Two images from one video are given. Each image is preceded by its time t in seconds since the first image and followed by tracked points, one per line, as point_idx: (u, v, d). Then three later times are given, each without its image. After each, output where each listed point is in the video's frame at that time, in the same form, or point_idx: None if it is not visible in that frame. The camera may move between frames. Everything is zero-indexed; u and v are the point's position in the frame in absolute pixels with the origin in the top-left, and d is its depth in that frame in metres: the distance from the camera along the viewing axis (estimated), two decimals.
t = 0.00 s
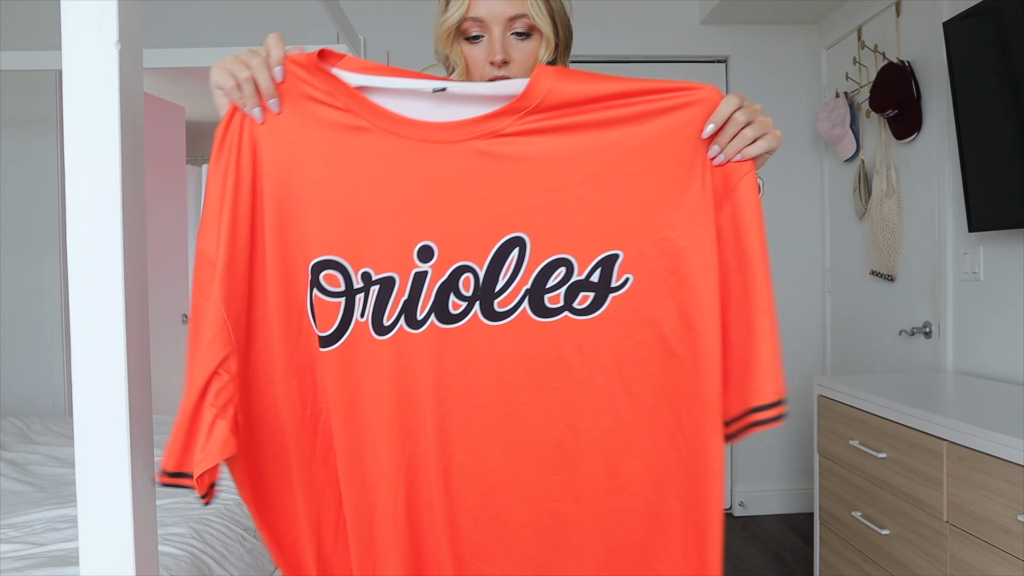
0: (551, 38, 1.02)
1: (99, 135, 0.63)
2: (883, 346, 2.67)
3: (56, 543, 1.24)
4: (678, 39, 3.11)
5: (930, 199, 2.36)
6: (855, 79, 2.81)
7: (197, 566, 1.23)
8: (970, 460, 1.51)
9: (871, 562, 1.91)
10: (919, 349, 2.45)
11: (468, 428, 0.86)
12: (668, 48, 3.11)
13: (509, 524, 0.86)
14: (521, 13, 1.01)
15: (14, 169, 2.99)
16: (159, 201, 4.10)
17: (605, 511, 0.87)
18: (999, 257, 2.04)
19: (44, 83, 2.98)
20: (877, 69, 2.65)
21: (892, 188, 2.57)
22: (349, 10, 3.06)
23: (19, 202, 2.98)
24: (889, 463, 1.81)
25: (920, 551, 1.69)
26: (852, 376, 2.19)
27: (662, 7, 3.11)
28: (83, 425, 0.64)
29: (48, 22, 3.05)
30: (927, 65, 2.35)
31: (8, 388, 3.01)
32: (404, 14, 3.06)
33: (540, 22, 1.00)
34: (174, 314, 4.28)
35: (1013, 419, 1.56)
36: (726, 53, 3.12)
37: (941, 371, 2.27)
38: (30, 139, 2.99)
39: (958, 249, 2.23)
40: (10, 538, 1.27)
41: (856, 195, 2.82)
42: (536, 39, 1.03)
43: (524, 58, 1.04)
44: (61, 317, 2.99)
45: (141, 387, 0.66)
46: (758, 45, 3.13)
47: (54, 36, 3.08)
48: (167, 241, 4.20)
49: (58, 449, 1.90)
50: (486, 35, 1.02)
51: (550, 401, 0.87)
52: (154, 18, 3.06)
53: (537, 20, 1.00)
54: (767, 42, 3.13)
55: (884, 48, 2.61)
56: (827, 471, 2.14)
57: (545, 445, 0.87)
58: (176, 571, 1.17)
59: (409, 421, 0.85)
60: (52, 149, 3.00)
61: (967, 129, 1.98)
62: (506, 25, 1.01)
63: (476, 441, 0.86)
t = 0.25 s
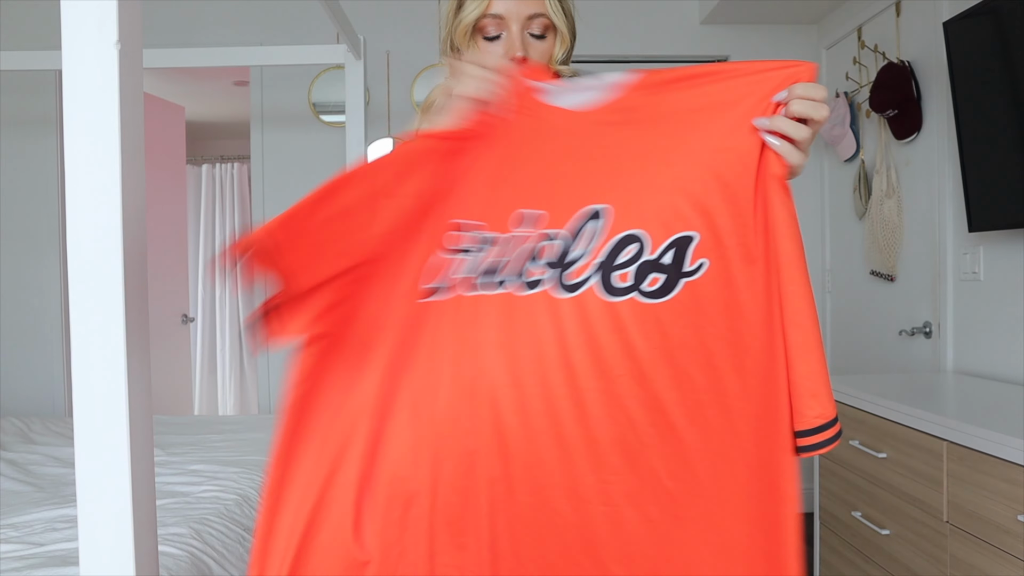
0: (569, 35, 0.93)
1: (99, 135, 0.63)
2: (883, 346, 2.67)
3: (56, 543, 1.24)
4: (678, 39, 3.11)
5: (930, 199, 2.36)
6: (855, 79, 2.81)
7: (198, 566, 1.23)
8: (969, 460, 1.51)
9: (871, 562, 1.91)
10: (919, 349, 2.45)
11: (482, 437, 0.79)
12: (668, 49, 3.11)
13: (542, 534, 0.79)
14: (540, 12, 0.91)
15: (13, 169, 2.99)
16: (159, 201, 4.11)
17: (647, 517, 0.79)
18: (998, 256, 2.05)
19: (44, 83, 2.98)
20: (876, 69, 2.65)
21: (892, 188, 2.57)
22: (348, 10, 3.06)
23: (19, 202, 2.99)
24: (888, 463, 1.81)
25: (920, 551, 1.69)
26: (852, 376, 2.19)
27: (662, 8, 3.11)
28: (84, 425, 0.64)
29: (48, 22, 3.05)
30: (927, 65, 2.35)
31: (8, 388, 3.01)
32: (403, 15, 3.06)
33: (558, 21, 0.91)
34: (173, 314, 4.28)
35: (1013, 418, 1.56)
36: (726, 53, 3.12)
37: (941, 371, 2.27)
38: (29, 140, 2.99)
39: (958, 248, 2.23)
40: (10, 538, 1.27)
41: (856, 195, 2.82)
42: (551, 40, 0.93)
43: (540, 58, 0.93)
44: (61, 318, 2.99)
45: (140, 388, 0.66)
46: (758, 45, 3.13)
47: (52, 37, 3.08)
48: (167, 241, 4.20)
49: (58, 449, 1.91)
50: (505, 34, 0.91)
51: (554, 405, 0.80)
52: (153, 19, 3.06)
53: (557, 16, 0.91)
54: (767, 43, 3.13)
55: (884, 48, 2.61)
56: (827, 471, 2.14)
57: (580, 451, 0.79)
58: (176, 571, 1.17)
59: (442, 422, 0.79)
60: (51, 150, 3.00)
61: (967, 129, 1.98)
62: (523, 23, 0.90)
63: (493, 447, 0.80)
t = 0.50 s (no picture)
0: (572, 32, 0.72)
1: (98, 134, 0.63)
2: (883, 346, 2.67)
3: (56, 543, 1.24)
4: (678, 39, 3.11)
5: (930, 199, 2.36)
6: (855, 79, 2.81)
7: (197, 566, 1.23)
8: (970, 460, 1.51)
9: (871, 562, 1.91)
10: (919, 349, 2.44)
11: (556, 459, 0.43)
12: (668, 49, 3.11)
13: None
14: (539, 11, 0.71)
15: (13, 169, 2.99)
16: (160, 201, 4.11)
17: None
18: (999, 256, 2.05)
19: (44, 83, 2.97)
20: (876, 68, 2.65)
21: (892, 188, 2.57)
22: (348, 10, 3.06)
23: (19, 201, 2.99)
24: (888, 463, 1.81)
25: (920, 551, 1.69)
26: (851, 376, 2.19)
27: (662, 8, 3.11)
28: (84, 424, 0.64)
29: (48, 22, 3.05)
30: (927, 65, 2.35)
31: (8, 388, 3.01)
32: (403, 14, 3.06)
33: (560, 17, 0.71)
34: (174, 314, 4.28)
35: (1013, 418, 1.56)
36: (726, 53, 3.12)
37: (941, 371, 2.27)
38: (30, 140, 2.99)
39: (958, 248, 2.23)
40: (10, 538, 1.27)
41: (856, 195, 2.82)
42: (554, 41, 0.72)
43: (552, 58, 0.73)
44: (61, 318, 2.99)
45: (141, 388, 0.66)
46: (758, 45, 3.13)
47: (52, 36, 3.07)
48: (168, 240, 4.21)
49: (58, 449, 1.90)
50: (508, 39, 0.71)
51: (651, 415, 0.41)
52: (153, 19, 3.06)
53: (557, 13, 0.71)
54: (767, 43, 3.13)
55: (884, 48, 2.61)
56: (827, 471, 2.13)
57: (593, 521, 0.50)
58: (176, 571, 1.17)
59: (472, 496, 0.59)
60: (51, 150, 3.00)
61: (967, 129, 1.98)
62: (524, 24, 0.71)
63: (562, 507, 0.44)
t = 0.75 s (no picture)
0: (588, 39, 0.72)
1: (98, 132, 0.63)
2: (883, 346, 2.67)
3: (56, 543, 1.24)
4: (678, 38, 3.11)
5: (930, 199, 2.36)
6: (855, 79, 2.81)
7: (198, 566, 1.23)
8: (970, 460, 1.51)
9: (871, 562, 1.91)
10: (920, 349, 2.44)
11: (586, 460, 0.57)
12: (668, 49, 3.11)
13: None
14: (551, 19, 0.72)
15: (13, 169, 2.99)
16: (159, 201, 4.11)
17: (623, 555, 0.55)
18: (999, 257, 2.04)
19: (44, 83, 2.97)
20: (877, 69, 2.65)
21: (892, 188, 2.57)
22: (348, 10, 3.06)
23: (19, 201, 2.98)
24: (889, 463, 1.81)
25: (920, 551, 1.69)
26: (852, 376, 2.19)
27: (662, 8, 3.11)
28: (83, 422, 0.64)
29: (48, 22, 3.05)
30: (927, 65, 2.35)
31: (7, 388, 3.01)
32: (403, 14, 3.06)
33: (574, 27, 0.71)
34: (174, 314, 4.28)
35: (1013, 419, 1.56)
36: (726, 53, 3.12)
37: (941, 371, 2.27)
38: (31, 140, 2.99)
39: (958, 248, 2.23)
40: (10, 538, 1.27)
41: (856, 195, 2.82)
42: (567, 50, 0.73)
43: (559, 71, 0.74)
44: (61, 318, 2.99)
45: (140, 387, 0.66)
46: (758, 45, 3.13)
47: (52, 36, 3.07)
48: (167, 240, 4.21)
49: (58, 449, 1.90)
50: (519, 44, 0.73)
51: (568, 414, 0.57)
52: (153, 19, 3.06)
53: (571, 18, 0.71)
54: (767, 43, 3.13)
55: (884, 48, 2.61)
56: (827, 471, 2.14)
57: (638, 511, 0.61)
58: (176, 571, 1.17)
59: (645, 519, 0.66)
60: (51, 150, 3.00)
61: (967, 129, 1.98)
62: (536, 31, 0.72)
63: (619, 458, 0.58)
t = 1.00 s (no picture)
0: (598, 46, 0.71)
1: (98, 131, 0.63)
2: (884, 346, 2.67)
3: (56, 543, 1.24)
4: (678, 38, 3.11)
5: (930, 199, 2.36)
6: (855, 79, 2.81)
7: (197, 566, 1.23)
8: (970, 460, 1.51)
9: (871, 562, 1.91)
10: (920, 349, 2.44)
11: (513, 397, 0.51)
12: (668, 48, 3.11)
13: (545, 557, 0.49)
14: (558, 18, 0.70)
15: (13, 169, 2.99)
16: (160, 201, 4.11)
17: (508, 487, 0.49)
18: (999, 257, 2.04)
19: (44, 83, 2.97)
20: (877, 68, 2.65)
21: (892, 188, 2.57)
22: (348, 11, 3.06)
23: (19, 201, 2.99)
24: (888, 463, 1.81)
25: (920, 551, 1.69)
26: (852, 376, 2.19)
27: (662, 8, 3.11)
28: (83, 422, 0.64)
29: (48, 22, 3.05)
30: (927, 65, 2.35)
31: (8, 388, 3.01)
32: (403, 15, 3.06)
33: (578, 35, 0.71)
34: (174, 314, 4.28)
35: (1013, 419, 1.56)
36: (726, 53, 3.12)
37: (941, 371, 2.27)
38: (31, 140, 2.99)
39: (959, 248, 2.23)
40: (10, 538, 1.27)
41: (856, 195, 2.82)
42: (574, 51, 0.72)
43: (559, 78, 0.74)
44: (61, 318, 2.99)
45: (140, 387, 0.66)
46: (758, 45, 3.13)
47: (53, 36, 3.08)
48: (168, 240, 4.21)
49: (58, 449, 1.90)
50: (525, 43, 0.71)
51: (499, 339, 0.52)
52: (153, 19, 3.06)
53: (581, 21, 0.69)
54: (767, 43, 3.13)
55: (884, 47, 2.61)
56: (827, 471, 2.14)
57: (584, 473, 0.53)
58: (176, 571, 1.17)
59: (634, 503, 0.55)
60: (51, 151, 3.00)
61: (967, 129, 1.98)
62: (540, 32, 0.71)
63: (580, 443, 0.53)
